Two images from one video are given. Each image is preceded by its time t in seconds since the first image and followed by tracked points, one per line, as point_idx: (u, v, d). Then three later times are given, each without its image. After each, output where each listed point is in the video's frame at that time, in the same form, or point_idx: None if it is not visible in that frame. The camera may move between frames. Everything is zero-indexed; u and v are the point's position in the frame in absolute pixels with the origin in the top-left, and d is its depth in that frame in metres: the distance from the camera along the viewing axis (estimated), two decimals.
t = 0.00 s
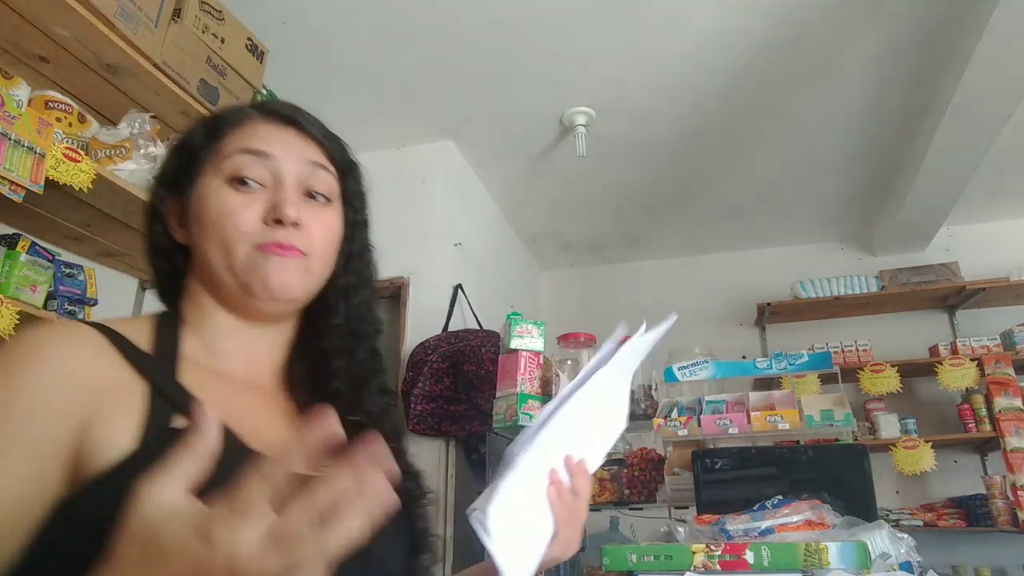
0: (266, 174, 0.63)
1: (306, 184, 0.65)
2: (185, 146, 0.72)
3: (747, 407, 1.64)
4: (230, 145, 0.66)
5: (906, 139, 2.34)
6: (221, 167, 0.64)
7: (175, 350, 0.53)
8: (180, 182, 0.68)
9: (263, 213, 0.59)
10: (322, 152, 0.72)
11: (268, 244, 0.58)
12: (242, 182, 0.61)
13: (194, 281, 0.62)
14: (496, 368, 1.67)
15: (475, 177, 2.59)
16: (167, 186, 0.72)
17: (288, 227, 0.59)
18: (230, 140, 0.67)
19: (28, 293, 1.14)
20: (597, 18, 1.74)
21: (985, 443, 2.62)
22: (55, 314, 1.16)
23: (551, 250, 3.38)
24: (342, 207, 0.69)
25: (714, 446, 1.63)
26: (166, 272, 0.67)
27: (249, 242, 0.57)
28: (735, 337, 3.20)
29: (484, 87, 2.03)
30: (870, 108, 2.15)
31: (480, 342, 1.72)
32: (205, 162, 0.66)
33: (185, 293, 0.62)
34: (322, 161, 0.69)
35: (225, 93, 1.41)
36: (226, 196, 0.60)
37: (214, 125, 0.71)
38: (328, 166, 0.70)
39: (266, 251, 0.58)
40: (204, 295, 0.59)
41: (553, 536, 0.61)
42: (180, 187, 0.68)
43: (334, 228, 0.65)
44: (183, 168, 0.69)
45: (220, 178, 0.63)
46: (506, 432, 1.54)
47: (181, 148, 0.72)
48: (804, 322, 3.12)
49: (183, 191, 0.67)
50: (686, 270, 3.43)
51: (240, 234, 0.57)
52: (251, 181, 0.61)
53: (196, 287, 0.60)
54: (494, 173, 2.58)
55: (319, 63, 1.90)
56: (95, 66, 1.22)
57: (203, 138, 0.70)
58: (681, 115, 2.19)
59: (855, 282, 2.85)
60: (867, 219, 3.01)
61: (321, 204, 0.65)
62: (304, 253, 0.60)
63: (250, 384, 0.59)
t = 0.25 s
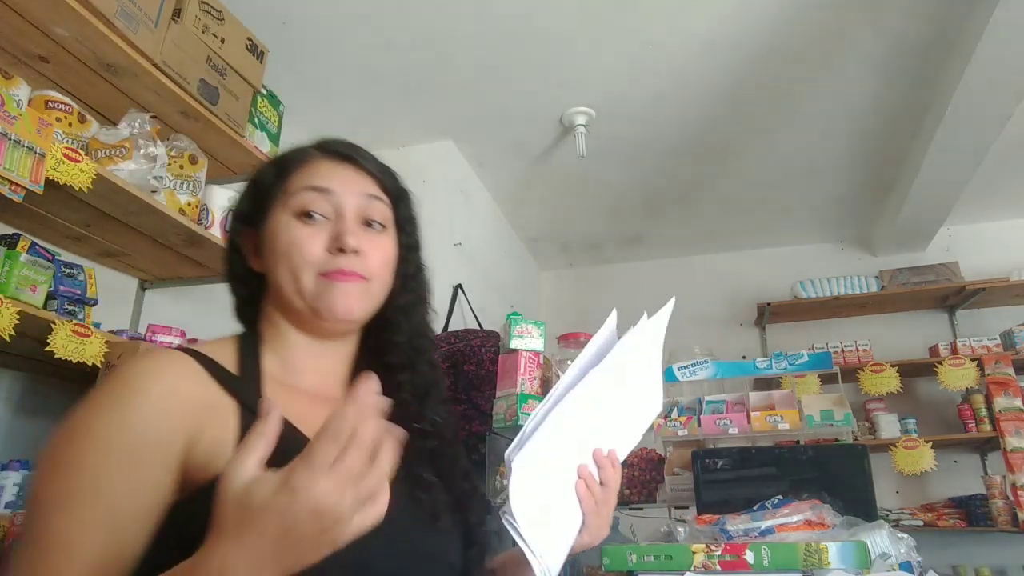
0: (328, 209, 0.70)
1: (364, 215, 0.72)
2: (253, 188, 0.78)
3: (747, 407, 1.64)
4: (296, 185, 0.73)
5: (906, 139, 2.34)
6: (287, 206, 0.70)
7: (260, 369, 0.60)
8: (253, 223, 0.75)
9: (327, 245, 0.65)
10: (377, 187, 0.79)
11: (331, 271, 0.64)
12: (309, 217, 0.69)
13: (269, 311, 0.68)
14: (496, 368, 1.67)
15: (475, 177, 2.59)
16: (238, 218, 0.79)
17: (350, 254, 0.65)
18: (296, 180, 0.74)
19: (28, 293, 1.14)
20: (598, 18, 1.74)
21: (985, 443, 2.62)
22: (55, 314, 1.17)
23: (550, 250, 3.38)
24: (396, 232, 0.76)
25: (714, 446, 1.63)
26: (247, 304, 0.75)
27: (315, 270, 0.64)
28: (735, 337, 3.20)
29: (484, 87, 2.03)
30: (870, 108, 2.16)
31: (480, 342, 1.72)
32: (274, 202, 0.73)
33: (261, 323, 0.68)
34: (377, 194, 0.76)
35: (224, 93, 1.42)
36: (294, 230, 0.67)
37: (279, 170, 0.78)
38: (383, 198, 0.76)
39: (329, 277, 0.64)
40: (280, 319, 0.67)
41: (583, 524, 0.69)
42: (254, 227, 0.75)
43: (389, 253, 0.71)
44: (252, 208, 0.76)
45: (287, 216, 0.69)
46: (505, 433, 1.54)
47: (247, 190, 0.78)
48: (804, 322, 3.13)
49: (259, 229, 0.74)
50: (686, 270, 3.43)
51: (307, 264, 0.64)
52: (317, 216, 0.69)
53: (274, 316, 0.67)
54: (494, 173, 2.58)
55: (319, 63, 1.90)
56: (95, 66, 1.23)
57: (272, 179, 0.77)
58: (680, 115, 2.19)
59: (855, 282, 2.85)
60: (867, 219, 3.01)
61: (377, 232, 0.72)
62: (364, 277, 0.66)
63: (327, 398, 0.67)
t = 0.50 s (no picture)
0: (362, 237, 0.74)
1: (397, 240, 0.76)
2: (298, 215, 0.84)
3: (747, 406, 1.64)
4: (335, 214, 0.78)
5: (906, 139, 2.34)
6: (325, 235, 0.76)
7: (300, 386, 0.66)
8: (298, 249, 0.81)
9: (362, 272, 0.70)
10: (411, 214, 0.82)
11: (366, 295, 0.70)
12: (347, 245, 0.73)
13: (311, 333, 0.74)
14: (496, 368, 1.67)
15: (475, 177, 2.59)
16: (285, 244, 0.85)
17: (383, 280, 0.70)
18: (334, 210, 0.79)
19: (28, 293, 1.14)
20: (598, 18, 1.75)
21: (985, 443, 2.62)
22: (54, 314, 1.17)
23: (550, 250, 3.38)
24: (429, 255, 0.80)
25: (714, 446, 1.63)
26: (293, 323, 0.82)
27: (352, 295, 0.69)
28: (735, 337, 3.20)
29: (484, 88, 2.03)
30: (870, 108, 2.16)
31: (480, 342, 1.71)
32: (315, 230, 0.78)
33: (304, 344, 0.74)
34: (410, 220, 0.80)
35: (224, 93, 1.42)
36: (333, 258, 0.72)
37: (320, 198, 0.83)
38: (415, 224, 0.80)
39: (364, 300, 0.70)
40: (322, 340, 0.73)
41: (604, 527, 0.68)
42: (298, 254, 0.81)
43: (421, 276, 0.76)
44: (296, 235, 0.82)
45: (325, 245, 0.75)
46: (505, 432, 1.54)
47: (292, 218, 0.84)
48: (804, 322, 3.13)
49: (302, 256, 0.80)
50: (686, 270, 3.43)
51: (344, 289, 0.69)
52: (353, 243, 0.74)
53: (315, 338, 0.73)
54: (494, 173, 2.58)
55: (319, 63, 1.90)
56: (95, 66, 1.23)
57: (315, 206, 0.82)
58: (680, 116, 2.19)
59: (855, 282, 2.85)
60: (867, 219, 3.01)
61: (409, 257, 0.76)
62: (395, 300, 0.71)
63: (362, 412, 0.72)
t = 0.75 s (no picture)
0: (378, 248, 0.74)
1: (413, 252, 0.77)
2: (317, 229, 0.85)
3: (747, 407, 1.64)
4: (353, 226, 0.78)
5: (906, 139, 2.34)
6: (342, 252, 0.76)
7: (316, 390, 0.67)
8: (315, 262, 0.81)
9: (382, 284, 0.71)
10: (427, 227, 0.83)
11: (383, 305, 0.71)
12: (365, 256, 0.74)
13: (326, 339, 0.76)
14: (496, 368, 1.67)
15: (475, 177, 2.59)
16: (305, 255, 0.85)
17: (400, 290, 0.71)
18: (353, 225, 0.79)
19: (28, 293, 1.14)
20: (598, 18, 1.74)
21: (985, 443, 2.62)
22: (54, 314, 1.17)
23: (550, 250, 3.38)
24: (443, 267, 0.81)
25: (714, 446, 1.63)
26: (313, 326, 0.83)
27: (370, 305, 0.70)
28: (735, 337, 3.20)
29: (485, 88, 2.03)
30: (871, 108, 2.15)
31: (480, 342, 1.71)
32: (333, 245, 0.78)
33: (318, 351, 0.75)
34: (426, 233, 0.81)
35: (224, 93, 1.41)
36: (351, 269, 0.72)
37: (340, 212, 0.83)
38: (431, 237, 0.81)
39: (381, 311, 0.70)
40: (337, 349, 0.73)
41: (609, 532, 0.68)
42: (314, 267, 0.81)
43: (435, 288, 0.76)
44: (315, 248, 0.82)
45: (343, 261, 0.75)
46: (505, 432, 1.54)
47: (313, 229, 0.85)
48: (804, 322, 3.12)
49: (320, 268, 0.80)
50: (686, 270, 3.43)
51: (362, 300, 0.70)
52: (372, 254, 0.74)
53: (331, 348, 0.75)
54: (494, 173, 2.58)
55: (319, 63, 1.90)
56: (95, 65, 1.23)
57: (334, 218, 0.82)
58: (681, 115, 2.19)
59: (855, 282, 2.85)
60: (867, 219, 3.01)
61: (425, 268, 0.77)
62: (410, 310, 0.72)
63: (374, 418, 0.74)
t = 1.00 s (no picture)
0: (420, 266, 0.70)
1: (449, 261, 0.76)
2: (330, 218, 0.75)
3: (747, 407, 1.64)
4: (403, 228, 0.73)
5: (907, 139, 2.34)
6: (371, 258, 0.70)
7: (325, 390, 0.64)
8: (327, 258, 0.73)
9: (427, 306, 0.68)
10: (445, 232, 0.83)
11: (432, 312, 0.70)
12: (416, 260, 0.71)
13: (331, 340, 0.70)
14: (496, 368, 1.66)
15: (475, 177, 2.59)
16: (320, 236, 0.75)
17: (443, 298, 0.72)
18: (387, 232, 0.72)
19: (28, 293, 1.14)
20: (599, 18, 1.74)
21: (985, 443, 2.62)
22: (54, 314, 1.17)
23: (550, 250, 3.38)
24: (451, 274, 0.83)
25: (714, 446, 1.63)
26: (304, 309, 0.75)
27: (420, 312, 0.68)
28: (735, 337, 3.20)
29: (485, 88, 2.03)
30: (871, 108, 2.15)
31: (480, 342, 1.71)
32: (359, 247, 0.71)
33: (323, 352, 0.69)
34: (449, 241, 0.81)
35: (224, 93, 1.41)
36: (404, 272, 0.69)
37: (364, 208, 0.75)
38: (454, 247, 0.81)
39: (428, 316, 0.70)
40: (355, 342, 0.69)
41: (587, 527, 0.71)
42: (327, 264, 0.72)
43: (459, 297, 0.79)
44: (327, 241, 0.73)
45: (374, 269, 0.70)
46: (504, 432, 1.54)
47: (323, 218, 0.76)
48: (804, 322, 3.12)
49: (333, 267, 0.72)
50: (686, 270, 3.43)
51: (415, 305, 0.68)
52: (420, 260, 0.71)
53: (346, 355, 0.69)
54: (494, 173, 2.58)
55: (318, 63, 1.89)
56: (95, 66, 1.23)
57: (370, 207, 0.75)
58: (681, 115, 2.19)
59: (855, 282, 2.85)
60: (867, 219, 3.01)
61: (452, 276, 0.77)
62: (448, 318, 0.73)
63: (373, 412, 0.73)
